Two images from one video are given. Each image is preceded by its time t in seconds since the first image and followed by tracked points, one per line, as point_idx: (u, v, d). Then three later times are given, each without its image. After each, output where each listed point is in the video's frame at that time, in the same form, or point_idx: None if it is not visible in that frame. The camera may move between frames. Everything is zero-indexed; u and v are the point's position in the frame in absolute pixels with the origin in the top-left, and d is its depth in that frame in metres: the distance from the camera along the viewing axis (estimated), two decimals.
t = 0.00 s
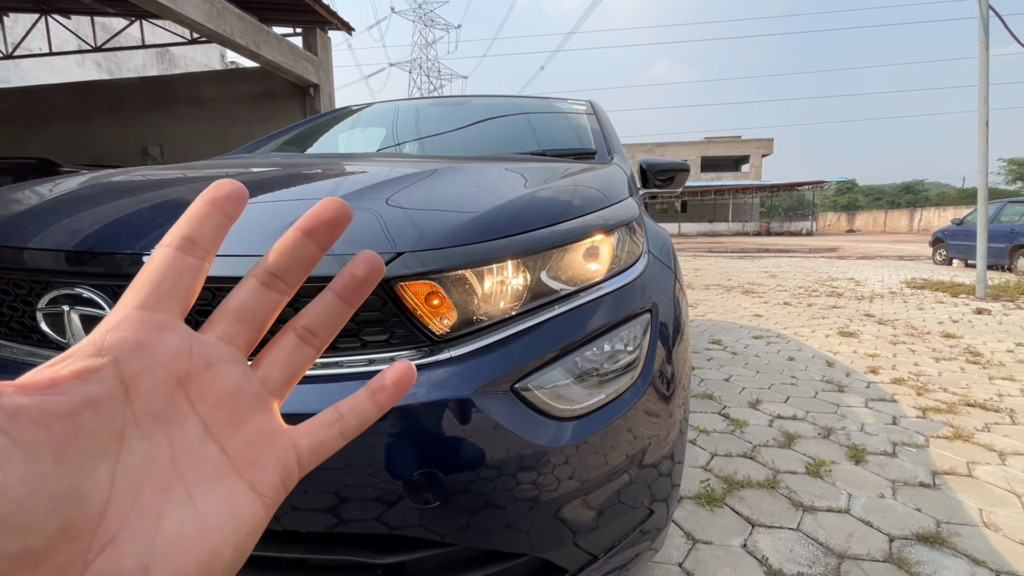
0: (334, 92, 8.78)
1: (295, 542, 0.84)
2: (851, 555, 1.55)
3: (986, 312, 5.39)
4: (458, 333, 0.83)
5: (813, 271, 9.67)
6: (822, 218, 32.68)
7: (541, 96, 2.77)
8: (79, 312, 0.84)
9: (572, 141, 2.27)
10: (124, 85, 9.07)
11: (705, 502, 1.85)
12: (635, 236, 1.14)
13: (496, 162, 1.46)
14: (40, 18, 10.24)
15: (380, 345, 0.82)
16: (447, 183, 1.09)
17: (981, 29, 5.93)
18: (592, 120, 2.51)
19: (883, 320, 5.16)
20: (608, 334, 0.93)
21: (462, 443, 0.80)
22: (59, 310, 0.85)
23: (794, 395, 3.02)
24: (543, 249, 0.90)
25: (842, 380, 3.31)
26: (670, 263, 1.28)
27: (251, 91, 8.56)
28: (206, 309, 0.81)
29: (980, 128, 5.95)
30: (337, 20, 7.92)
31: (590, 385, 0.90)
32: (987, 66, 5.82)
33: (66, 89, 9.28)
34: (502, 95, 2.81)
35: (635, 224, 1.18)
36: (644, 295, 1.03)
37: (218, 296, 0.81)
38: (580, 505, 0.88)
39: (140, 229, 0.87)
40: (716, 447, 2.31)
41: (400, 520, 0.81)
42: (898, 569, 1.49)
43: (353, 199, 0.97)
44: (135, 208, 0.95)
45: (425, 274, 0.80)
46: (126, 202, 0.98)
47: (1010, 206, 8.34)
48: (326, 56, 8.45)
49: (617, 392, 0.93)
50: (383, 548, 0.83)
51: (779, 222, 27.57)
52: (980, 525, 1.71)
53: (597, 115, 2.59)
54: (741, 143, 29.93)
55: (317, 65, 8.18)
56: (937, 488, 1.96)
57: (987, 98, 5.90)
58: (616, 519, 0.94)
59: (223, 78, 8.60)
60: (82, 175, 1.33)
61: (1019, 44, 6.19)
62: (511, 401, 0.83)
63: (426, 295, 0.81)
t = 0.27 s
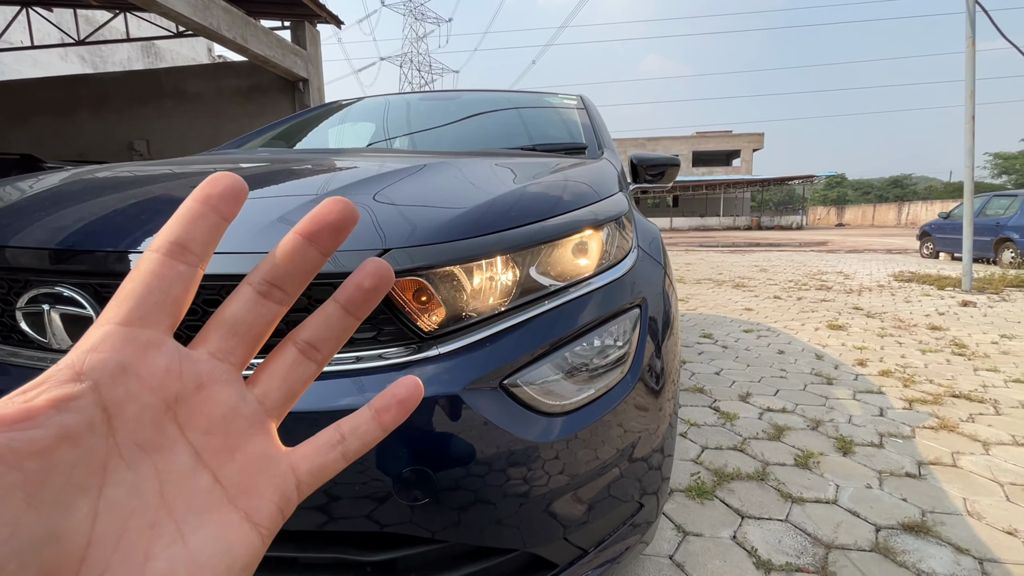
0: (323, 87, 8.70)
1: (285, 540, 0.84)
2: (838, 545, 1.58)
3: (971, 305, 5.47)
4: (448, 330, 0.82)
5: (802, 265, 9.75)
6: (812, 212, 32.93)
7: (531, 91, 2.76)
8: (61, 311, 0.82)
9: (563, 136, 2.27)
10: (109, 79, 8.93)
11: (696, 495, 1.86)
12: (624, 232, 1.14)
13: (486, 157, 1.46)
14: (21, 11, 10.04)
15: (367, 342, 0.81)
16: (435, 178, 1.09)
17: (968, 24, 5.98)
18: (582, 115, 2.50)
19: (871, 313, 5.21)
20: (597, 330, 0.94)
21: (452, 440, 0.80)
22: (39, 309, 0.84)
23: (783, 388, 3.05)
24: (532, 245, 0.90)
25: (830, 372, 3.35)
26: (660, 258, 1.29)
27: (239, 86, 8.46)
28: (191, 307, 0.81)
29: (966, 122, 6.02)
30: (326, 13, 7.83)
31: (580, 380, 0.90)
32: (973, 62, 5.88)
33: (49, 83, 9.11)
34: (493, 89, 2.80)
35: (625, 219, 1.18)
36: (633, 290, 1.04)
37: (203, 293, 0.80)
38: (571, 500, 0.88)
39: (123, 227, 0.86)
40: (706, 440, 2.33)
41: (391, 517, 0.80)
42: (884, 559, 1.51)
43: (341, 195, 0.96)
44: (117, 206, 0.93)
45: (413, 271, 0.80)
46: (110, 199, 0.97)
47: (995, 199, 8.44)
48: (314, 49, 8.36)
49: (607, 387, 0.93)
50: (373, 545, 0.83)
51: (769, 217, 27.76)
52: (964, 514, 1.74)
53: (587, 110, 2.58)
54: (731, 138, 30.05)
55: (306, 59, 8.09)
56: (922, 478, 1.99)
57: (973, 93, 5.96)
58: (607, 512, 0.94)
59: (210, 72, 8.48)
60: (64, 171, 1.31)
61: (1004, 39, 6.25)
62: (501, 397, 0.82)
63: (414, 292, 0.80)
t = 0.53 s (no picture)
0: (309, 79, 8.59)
1: (270, 532, 0.83)
2: (821, 529, 1.61)
3: (952, 294, 5.57)
4: (434, 319, 0.82)
5: (789, 257, 9.86)
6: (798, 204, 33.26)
7: (519, 82, 2.76)
8: (38, 304, 0.81)
9: (551, 127, 2.26)
10: (88, 70, 8.73)
11: (683, 483, 1.88)
12: (610, 222, 1.14)
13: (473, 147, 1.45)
14: None
15: (353, 332, 0.81)
16: (422, 167, 1.09)
17: (950, 17, 6.05)
18: (570, 107, 2.50)
19: (855, 303, 5.30)
20: (584, 319, 0.94)
21: (439, 429, 0.80)
22: (15, 302, 0.82)
23: (770, 377, 3.09)
24: (518, 234, 0.90)
25: (815, 361, 3.40)
26: (646, 248, 1.29)
27: (223, 78, 8.32)
28: (171, 297, 0.79)
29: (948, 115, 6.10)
30: (311, 4, 7.72)
31: (566, 369, 0.91)
32: (955, 55, 5.96)
33: (26, 75, 8.89)
34: (481, 81, 2.78)
35: (611, 209, 1.18)
36: (619, 279, 1.04)
37: (184, 283, 0.79)
38: (558, 487, 0.89)
39: (103, 218, 0.84)
40: (693, 429, 2.36)
41: (379, 507, 0.81)
42: (866, 541, 1.55)
43: (325, 185, 0.96)
44: (96, 198, 0.91)
45: (399, 260, 0.79)
46: (90, 191, 0.95)
47: (975, 191, 8.59)
48: (300, 41, 8.24)
49: (593, 375, 0.94)
50: (360, 535, 0.83)
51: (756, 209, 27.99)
52: (942, 497, 1.79)
53: (575, 101, 2.58)
54: (719, 131, 30.20)
55: (291, 51, 7.98)
56: (903, 463, 2.03)
57: (955, 85, 6.05)
58: (593, 499, 0.95)
59: (193, 64, 8.32)
60: (42, 163, 1.28)
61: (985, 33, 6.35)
62: (488, 386, 0.83)
63: (400, 282, 0.80)
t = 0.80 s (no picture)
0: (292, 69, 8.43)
1: (243, 519, 0.81)
2: (802, 509, 1.63)
3: (931, 281, 5.67)
4: (409, 298, 0.80)
5: (773, 246, 9.96)
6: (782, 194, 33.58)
7: (504, 68, 2.72)
8: None
9: (536, 113, 2.24)
10: (62, 59, 8.49)
11: (668, 467, 1.89)
12: (592, 202, 1.13)
13: (455, 130, 1.43)
14: None
15: (324, 311, 0.78)
16: (400, 147, 1.07)
17: (933, 7, 6.11)
18: (555, 92, 2.47)
19: (838, 291, 5.36)
20: (565, 299, 0.93)
21: (418, 412, 0.78)
22: None
23: (754, 363, 3.12)
24: (496, 214, 0.89)
25: (799, 347, 3.44)
26: (629, 230, 1.28)
27: (203, 67, 8.13)
28: (133, 276, 0.77)
29: (930, 105, 6.17)
30: None
31: (547, 350, 0.89)
32: (937, 44, 6.02)
33: None
34: (465, 67, 2.74)
35: (593, 190, 1.17)
36: (600, 259, 1.03)
37: (145, 262, 0.76)
38: (540, 470, 0.88)
39: (62, 197, 0.81)
40: (679, 414, 2.37)
41: (358, 492, 0.79)
42: (846, 520, 1.57)
43: (297, 163, 0.93)
44: (71, 177, 0.88)
45: (372, 238, 0.77)
46: (57, 171, 0.91)
47: (955, 180, 8.73)
48: (282, 29, 8.07)
49: (574, 356, 0.93)
50: (338, 520, 0.81)
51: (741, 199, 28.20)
52: (921, 476, 1.82)
53: (560, 87, 2.55)
54: (705, 121, 30.31)
55: (273, 39, 7.81)
56: (883, 444, 2.07)
57: (936, 74, 6.12)
58: (576, 482, 0.95)
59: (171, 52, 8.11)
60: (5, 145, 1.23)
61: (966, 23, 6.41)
62: (466, 367, 0.81)
63: (374, 260, 0.78)
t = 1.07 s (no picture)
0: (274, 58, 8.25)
1: (211, 509, 0.78)
2: (785, 492, 1.63)
3: (912, 269, 5.75)
4: (379, 279, 0.78)
5: (759, 236, 10.03)
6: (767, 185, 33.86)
7: (488, 53, 2.68)
8: None
9: (521, 97, 2.20)
10: (33, 48, 8.22)
11: (653, 453, 1.89)
12: (573, 184, 1.11)
13: (436, 112, 1.40)
14: None
15: (290, 292, 0.76)
16: (376, 128, 1.04)
17: None
18: (539, 77, 2.44)
19: (822, 279, 5.42)
20: (545, 281, 0.91)
21: (394, 396, 0.76)
22: None
23: (739, 350, 3.14)
24: (472, 193, 0.86)
25: (783, 334, 3.47)
26: (611, 213, 1.26)
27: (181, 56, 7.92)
28: (82, 257, 0.74)
29: (911, 94, 6.23)
30: None
31: (526, 333, 0.87)
32: (918, 34, 6.07)
33: None
34: (450, 52, 2.69)
35: (574, 171, 1.15)
36: (581, 241, 1.01)
37: (95, 241, 0.74)
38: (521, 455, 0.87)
39: (13, 177, 0.77)
40: (665, 401, 2.37)
41: (333, 480, 0.77)
42: (828, 501, 1.58)
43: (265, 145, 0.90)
44: (28, 155, 0.84)
45: (341, 216, 0.76)
46: (21, 151, 0.86)
47: (935, 169, 8.85)
48: (263, 17, 7.89)
49: (555, 339, 0.91)
50: (312, 509, 0.79)
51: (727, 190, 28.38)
52: (901, 457, 1.84)
53: (544, 72, 2.52)
54: (691, 112, 30.38)
55: (255, 28, 7.63)
56: (864, 427, 2.09)
57: (917, 64, 6.17)
58: (557, 467, 0.93)
59: (147, 40, 7.90)
60: None
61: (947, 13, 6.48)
62: (442, 350, 0.79)
63: (343, 239, 0.76)
